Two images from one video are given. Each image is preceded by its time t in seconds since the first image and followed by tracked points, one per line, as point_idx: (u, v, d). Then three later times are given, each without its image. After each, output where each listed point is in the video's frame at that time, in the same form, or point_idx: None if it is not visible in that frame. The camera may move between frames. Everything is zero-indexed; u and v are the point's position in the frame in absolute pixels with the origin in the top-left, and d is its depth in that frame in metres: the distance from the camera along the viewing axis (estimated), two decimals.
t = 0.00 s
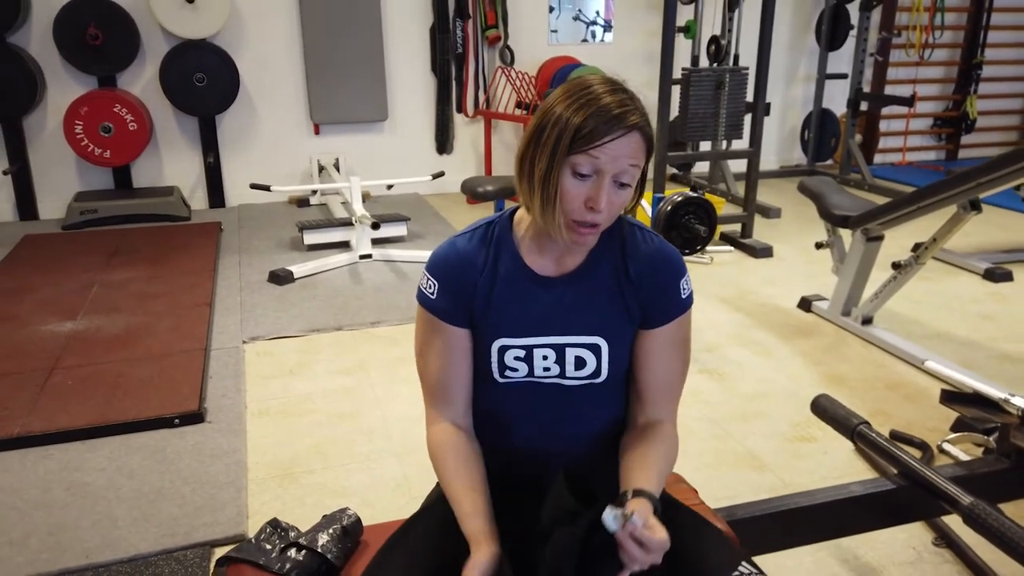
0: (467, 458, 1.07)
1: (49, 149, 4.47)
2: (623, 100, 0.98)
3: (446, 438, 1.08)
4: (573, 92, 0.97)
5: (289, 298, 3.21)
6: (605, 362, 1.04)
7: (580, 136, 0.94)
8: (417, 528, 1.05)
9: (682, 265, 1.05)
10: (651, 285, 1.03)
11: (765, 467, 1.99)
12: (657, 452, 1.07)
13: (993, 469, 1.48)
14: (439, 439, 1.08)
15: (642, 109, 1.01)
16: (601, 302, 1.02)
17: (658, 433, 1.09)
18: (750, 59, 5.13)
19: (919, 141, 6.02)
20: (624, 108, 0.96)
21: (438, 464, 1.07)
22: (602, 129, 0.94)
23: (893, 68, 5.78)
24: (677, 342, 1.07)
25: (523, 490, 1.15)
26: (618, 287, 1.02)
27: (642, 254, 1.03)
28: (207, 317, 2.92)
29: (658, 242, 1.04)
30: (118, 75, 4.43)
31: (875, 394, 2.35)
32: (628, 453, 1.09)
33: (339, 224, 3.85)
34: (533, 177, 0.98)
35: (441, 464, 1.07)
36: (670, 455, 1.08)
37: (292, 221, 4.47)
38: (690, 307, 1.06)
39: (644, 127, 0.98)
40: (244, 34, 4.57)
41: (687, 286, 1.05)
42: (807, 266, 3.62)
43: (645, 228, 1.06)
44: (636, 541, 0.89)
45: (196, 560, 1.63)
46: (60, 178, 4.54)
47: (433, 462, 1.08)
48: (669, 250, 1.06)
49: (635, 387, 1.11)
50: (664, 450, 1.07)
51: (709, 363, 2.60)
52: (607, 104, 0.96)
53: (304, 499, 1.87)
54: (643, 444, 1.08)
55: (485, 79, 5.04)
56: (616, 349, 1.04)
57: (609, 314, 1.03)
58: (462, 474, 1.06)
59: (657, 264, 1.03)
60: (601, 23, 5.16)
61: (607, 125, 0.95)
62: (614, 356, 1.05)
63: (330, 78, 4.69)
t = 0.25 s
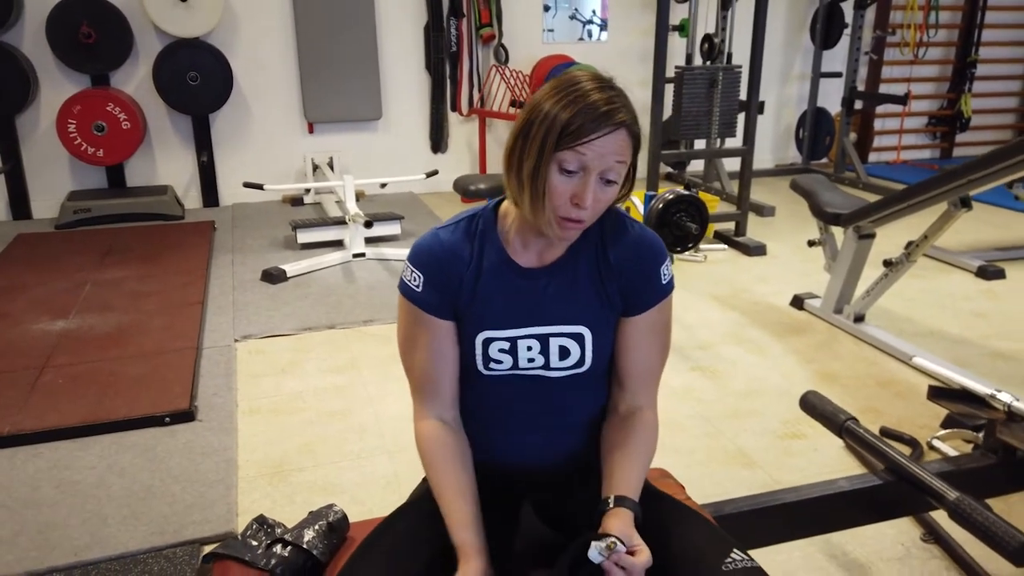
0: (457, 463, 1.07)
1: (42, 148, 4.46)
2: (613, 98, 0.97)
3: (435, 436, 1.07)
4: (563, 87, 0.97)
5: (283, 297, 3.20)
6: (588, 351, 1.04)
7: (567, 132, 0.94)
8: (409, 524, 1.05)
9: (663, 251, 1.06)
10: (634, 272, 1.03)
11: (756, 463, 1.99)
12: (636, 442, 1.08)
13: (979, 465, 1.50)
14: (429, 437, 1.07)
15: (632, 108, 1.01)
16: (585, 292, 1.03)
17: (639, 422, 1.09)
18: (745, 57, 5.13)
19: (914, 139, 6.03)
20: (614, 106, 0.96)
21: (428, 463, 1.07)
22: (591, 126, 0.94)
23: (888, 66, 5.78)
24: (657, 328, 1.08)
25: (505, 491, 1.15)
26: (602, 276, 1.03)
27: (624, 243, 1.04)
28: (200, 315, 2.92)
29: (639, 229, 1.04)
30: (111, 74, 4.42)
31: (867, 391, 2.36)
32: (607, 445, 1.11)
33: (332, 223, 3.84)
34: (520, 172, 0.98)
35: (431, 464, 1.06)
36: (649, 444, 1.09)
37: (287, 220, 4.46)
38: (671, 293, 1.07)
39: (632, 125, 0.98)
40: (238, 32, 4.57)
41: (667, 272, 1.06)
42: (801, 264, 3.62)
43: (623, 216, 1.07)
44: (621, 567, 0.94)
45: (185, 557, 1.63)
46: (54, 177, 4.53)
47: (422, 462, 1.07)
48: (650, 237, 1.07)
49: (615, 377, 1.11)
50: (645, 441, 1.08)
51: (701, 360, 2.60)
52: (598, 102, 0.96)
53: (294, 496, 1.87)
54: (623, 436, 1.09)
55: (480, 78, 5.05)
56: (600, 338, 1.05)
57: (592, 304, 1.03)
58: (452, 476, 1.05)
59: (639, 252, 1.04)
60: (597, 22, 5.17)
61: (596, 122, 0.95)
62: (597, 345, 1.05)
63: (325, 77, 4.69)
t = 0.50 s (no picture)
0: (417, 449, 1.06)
1: (37, 147, 4.45)
2: (586, 93, 0.96)
3: (397, 425, 1.07)
4: (537, 83, 0.96)
5: (276, 296, 3.20)
6: (573, 348, 1.04)
7: (539, 130, 0.94)
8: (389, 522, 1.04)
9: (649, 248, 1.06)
10: (619, 268, 1.03)
11: (747, 461, 1.98)
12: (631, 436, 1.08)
13: (968, 462, 1.51)
14: (391, 425, 1.07)
15: (608, 101, 1.00)
16: (568, 288, 1.02)
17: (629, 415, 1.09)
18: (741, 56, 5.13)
19: (911, 138, 6.03)
20: (586, 102, 0.95)
21: (389, 450, 1.07)
22: (562, 123, 0.93)
23: (885, 65, 5.78)
24: (644, 325, 1.07)
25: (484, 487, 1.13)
26: (586, 272, 1.02)
27: (609, 239, 1.03)
28: (193, 314, 2.91)
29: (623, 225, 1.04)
30: (106, 73, 4.41)
31: (860, 389, 2.35)
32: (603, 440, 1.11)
33: (327, 221, 3.84)
34: (494, 169, 0.98)
35: (393, 452, 1.06)
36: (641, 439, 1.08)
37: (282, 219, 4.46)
38: (656, 290, 1.06)
39: (607, 119, 0.97)
40: (233, 31, 4.56)
41: (653, 269, 1.06)
42: (796, 263, 3.62)
43: (610, 213, 1.06)
44: (609, 551, 0.94)
45: (173, 555, 1.62)
46: (49, 176, 4.52)
47: (385, 451, 1.07)
48: (636, 234, 1.06)
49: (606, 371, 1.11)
50: (639, 435, 1.08)
51: (695, 359, 2.59)
52: (571, 98, 0.94)
53: (284, 495, 1.86)
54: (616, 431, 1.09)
55: (476, 76, 5.04)
56: (584, 335, 1.04)
57: (576, 299, 1.02)
58: (413, 463, 1.05)
59: (624, 248, 1.03)
60: (595, 21, 5.18)
61: (567, 119, 0.94)
62: (582, 342, 1.04)
63: (321, 76, 4.68)
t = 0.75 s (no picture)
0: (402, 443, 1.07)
1: (35, 145, 4.46)
2: (553, 87, 0.97)
3: (381, 420, 1.08)
4: (505, 78, 0.98)
5: (271, 293, 3.21)
6: (549, 343, 1.04)
7: (506, 125, 0.95)
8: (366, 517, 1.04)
9: (624, 243, 1.07)
10: (594, 264, 1.04)
11: (736, 456, 1.99)
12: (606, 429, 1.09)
13: (952, 455, 1.52)
14: (375, 419, 1.08)
15: (577, 94, 1.01)
16: (543, 283, 1.03)
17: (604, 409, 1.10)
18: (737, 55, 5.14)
19: (907, 138, 6.04)
20: (553, 95, 0.96)
21: (373, 445, 1.07)
22: (529, 117, 0.95)
23: (881, 64, 5.79)
24: (620, 320, 1.08)
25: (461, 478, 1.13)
26: (560, 267, 1.03)
27: (584, 235, 1.04)
28: (187, 311, 2.92)
29: (598, 221, 1.05)
30: (103, 72, 4.43)
31: (850, 386, 2.36)
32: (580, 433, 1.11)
33: (322, 220, 3.85)
34: (464, 166, 0.99)
35: (376, 445, 1.07)
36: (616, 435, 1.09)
37: (279, 217, 4.47)
38: (633, 285, 1.07)
39: (574, 112, 0.98)
40: (231, 30, 4.58)
41: (628, 264, 1.07)
42: (790, 261, 3.63)
43: (585, 210, 1.08)
44: (575, 545, 0.93)
45: (162, 549, 1.63)
46: (47, 175, 4.53)
47: (369, 444, 1.08)
48: (611, 231, 1.07)
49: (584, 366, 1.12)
50: (612, 431, 1.09)
51: (686, 355, 2.60)
52: (538, 92, 0.96)
53: (274, 489, 1.87)
54: (592, 424, 1.10)
55: (473, 75, 5.05)
56: (561, 330, 1.05)
57: (552, 295, 1.03)
58: (397, 455, 1.06)
59: (599, 243, 1.04)
60: (594, 20, 5.19)
61: (534, 113, 0.95)
62: (559, 337, 1.05)
63: (318, 75, 4.70)
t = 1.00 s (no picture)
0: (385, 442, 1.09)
1: (34, 146, 4.48)
2: (514, 65, 1.03)
3: (362, 421, 1.09)
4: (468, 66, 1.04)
5: (268, 292, 3.22)
6: (534, 348, 1.06)
7: (471, 97, 0.99)
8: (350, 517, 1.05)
9: (608, 251, 1.08)
10: (578, 271, 1.05)
11: (728, 455, 2.00)
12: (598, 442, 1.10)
13: (939, 454, 1.53)
14: (357, 421, 1.09)
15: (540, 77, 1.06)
16: (528, 288, 1.04)
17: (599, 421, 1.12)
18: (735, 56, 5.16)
19: (905, 138, 6.05)
20: (514, 69, 1.01)
21: (355, 444, 1.09)
22: (491, 85, 0.99)
23: (879, 64, 5.80)
24: (606, 327, 1.09)
25: (448, 481, 1.13)
26: (545, 274, 1.05)
27: (568, 242, 1.06)
28: (184, 310, 2.94)
29: (583, 232, 1.07)
30: (102, 72, 4.45)
31: (842, 385, 2.37)
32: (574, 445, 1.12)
33: (319, 220, 3.86)
34: (436, 149, 1.03)
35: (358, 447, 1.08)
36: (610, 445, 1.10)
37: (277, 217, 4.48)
38: (619, 293, 1.08)
39: (537, 86, 1.03)
40: (229, 30, 4.59)
41: (613, 271, 1.08)
42: (785, 261, 3.64)
43: (568, 219, 1.09)
44: (538, 558, 0.95)
45: (156, 546, 1.65)
46: (46, 175, 4.55)
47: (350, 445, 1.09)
48: (595, 239, 1.09)
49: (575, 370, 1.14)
50: (607, 440, 1.10)
51: (680, 355, 2.61)
52: (500, 67, 1.01)
53: (267, 487, 1.89)
54: (586, 433, 1.11)
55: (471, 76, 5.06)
56: (546, 335, 1.06)
57: (537, 300, 1.04)
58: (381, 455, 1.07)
59: (583, 251, 1.06)
60: (594, 21, 5.20)
61: (496, 82, 1.00)
62: (544, 341, 1.06)
63: (316, 75, 4.71)
